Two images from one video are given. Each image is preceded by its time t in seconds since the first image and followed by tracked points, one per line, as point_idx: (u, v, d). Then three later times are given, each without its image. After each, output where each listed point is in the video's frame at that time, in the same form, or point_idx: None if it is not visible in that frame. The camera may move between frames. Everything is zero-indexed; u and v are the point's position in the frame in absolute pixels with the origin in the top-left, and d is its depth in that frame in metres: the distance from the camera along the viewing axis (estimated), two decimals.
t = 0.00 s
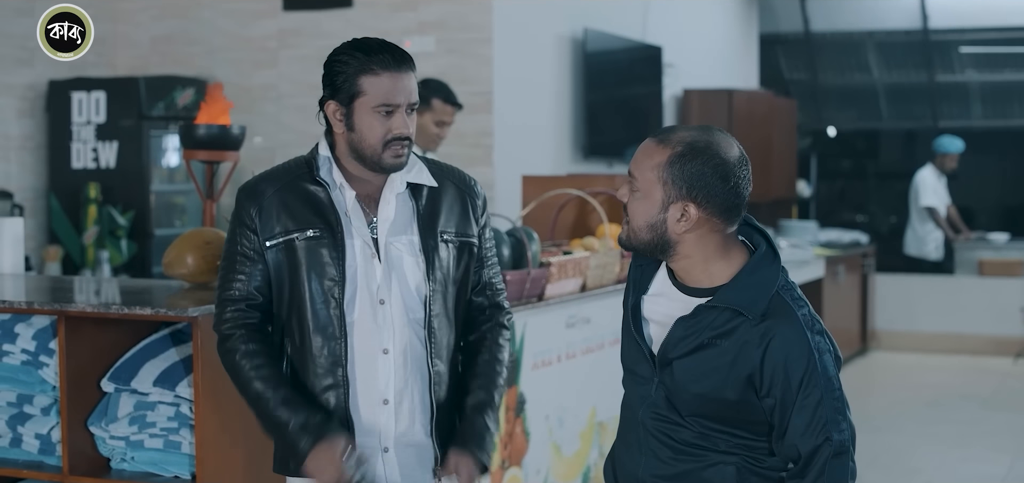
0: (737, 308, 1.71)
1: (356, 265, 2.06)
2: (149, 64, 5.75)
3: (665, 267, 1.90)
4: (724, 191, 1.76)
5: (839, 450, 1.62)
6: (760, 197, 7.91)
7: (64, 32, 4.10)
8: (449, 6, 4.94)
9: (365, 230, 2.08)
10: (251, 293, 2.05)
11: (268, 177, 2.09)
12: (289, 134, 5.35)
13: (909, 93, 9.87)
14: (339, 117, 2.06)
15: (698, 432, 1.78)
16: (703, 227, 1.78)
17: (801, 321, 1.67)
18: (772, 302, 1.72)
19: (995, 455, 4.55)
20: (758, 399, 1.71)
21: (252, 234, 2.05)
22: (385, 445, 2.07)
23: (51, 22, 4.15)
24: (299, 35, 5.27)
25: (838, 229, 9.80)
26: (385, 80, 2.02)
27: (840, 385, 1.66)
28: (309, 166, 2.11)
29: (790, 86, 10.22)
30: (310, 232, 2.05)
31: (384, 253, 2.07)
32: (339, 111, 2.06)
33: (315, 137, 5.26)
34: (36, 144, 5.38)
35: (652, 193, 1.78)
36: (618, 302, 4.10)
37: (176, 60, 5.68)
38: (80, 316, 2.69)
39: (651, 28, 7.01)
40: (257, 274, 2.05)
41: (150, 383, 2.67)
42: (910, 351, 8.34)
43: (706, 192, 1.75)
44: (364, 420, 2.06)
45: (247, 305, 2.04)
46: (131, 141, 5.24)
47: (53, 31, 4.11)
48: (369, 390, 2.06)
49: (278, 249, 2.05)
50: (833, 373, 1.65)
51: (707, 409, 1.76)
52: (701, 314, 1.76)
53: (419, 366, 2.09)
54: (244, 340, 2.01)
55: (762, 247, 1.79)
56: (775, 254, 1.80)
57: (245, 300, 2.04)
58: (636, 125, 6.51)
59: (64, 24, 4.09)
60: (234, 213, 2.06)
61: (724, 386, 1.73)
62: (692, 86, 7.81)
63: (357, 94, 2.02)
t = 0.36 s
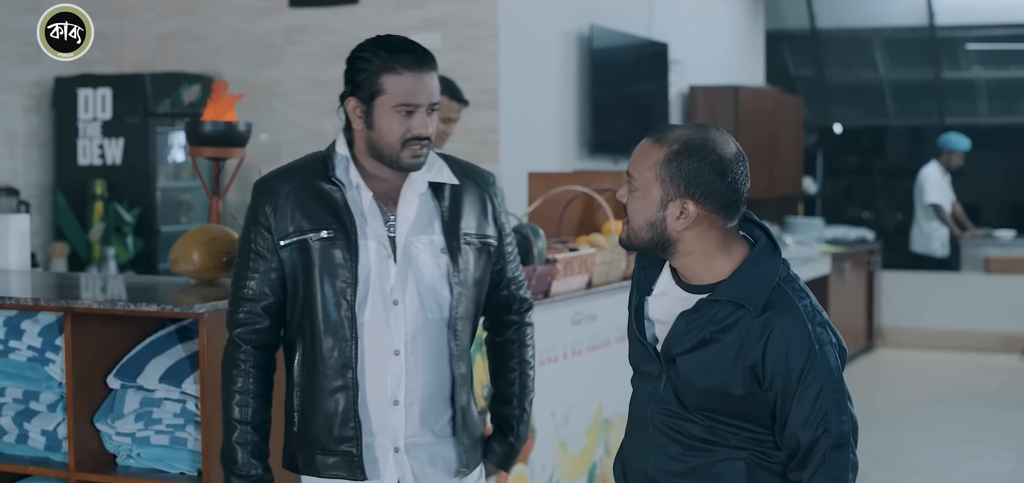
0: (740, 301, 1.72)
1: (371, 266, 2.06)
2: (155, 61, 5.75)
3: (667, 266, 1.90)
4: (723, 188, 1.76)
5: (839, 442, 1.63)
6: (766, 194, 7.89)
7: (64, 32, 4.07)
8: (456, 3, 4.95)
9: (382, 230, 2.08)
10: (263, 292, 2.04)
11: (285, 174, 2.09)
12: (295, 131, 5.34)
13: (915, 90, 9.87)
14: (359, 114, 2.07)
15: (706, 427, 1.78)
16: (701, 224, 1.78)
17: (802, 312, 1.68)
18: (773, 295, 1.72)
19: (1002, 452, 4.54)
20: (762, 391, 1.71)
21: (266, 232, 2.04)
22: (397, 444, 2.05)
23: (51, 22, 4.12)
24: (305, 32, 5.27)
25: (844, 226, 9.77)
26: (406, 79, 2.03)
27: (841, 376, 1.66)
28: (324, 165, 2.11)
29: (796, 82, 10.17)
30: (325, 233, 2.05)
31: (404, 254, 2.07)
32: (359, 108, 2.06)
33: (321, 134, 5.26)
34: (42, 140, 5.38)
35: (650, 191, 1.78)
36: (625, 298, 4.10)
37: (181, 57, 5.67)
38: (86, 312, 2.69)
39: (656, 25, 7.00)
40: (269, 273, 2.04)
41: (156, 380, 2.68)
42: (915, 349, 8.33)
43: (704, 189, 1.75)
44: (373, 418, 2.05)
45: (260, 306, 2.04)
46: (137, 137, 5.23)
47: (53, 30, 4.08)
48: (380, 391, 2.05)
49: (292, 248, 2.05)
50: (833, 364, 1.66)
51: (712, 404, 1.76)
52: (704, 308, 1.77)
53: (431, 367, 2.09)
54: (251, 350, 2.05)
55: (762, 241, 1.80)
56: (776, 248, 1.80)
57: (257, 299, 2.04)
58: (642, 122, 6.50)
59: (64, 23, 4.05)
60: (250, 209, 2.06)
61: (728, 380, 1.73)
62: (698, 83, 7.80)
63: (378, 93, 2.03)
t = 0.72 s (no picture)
0: (751, 285, 1.72)
1: (401, 262, 2.10)
2: (158, 57, 5.75)
3: (676, 257, 1.90)
4: (736, 174, 1.77)
5: (836, 432, 1.64)
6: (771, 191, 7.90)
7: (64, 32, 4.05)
8: None
9: (418, 226, 2.12)
10: (296, 279, 2.11)
11: (326, 162, 2.15)
12: (298, 127, 5.34)
13: (920, 86, 9.85)
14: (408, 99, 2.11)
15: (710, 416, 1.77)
16: (713, 208, 1.78)
17: (811, 300, 1.68)
18: (783, 283, 1.72)
19: (1007, 449, 4.55)
20: (767, 379, 1.71)
21: (302, 220, 2.10)
22: (420, 440, 2.08)
23: (51, 22, 4.10)
24: (310, 28, 5.27)
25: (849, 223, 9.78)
26: (455, 63, 2.08)
27: (844, 366, 1.67)
28: (365, 156, 2.15)
29: (800, 79, 10.13)
30: (359, 226, 2.09)
31: (440, 251, 2.11)
32: (407, 94, 2.11)
33: (324, 130, 5.26)
34: (46, 136, 5.38)
35: (664, 173, 1.78)
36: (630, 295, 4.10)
37: (185, 53, 5.67)
38: (91, 309, 2.69)
39: (661, 23, 7.00)
40: (304, 261, 2.11)
41: (161, 376, 2.68)
42: (920, 345, 8.34)
43: (718, 172, 1.76)
44: (393, 414, 2.09)
45: (292, 292, 2.11)
46: (141, 133, 5.24)
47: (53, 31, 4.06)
48: (402, 389, 2.09)
49: (326, 237, 2.10)
50: (837, 353, 1.67)
51: (717, 391, 1.75)
52: (715, 293, 1.77)
53: (454, 369, 2.11)
54: (282, 335, 2.12)
55: (773, 231, 1.81)
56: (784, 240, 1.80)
57: (289, 286, 2.11)
58: (647, 118, 6.52)
59: (64, 23, 4.03)
60: (291, 196, 2.12)
61: (735, 367, 1.73)
62: (702, 79, 7.80)
63: (427, 75, 2.08)
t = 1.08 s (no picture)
0: (747, 269, 1.73)
1: (423, 256, 2.02)
2: (150, 55, 5.75)
3: (670, 247, 1.91)
4: (737, 159, 1.78)
5: (822, 420, 1.64)
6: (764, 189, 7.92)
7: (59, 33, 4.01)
8: None
9: (440, 221, 2.04)
10: (317, 271, 2.01)
11: (348, 155, 2.05)
12: (290, 124, 5.33)
13: (911, 83, 9.87)
14: (436, 94, 2.02)
15: (700, 405, 1.77)
16: (713, 192, 1.78)
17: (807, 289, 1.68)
18: (780, 271, 1.73)
19: (998, 445, 4.55)
20: (757, 366, 1.71)
21: (324, 214, 2.00)
22: (436, 434, 2.00)
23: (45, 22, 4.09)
24: (302, 25, 5.27)
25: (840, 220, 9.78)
26: (485, 57, 1.99)
27: (834, 357, 1.67)
28: (388, 150, 2.06)
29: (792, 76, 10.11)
30: (381, 218, 2.00)
31: (462, 249, 2.02)
32: (436, 89, 2.02)
33: (316, 127, 5.26)
34: (38, 134, 5.38)
35: (665, 155, 1.79)
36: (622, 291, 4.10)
37: (178, 50, 5.69)
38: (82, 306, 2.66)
39: (652, 20, 7.00)
40: (325, 254, 2.01)
41: (152, 373, 2.64)
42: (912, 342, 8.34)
43: (720, 157, 1.77)
44: (413, 408, 2.01)
45: (312, 286, 2.01)
46: (132, 131, 5.24)
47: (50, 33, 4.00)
48: (421, 381, 2.00)
49: (347, 230, 2.01)
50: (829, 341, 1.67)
51: (710, 379, 1.75)
52: (711, 279, 1.77)
53: (474, 363, 2.02)
54: (303, 327, 2.01)
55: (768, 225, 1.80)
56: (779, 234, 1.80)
57: (310, 278, 2.01)
58: (638, 115, 6.53)
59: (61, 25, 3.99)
60: (311, 188, 2.02)
61: (729, 354, 1.72)
62: (694, 76, 7.80)
63: (456, 71, 1.99)
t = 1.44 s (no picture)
0: (741, 259, 1.72)
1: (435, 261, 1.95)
2: (140, 53, 5.76)
3: (662, 242, 1.89)
4: (732, 152, 1.78)
5: (809, 412, 1.64)
6: (754, 187, 7.92)
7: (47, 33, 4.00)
8: None
9: (452, 224, 1.98)
10: (327, 269, 1.92)
11: (360, 153, 1.97)
12: (280, 123, 5.34)
13: (901, 82, 9.90)
14: (452, 103, 1.93)
15: (688, 398, 1.74)
16: (708, 183, 1.78)
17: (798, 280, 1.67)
18: (772, 262, 1.71)
19: (986, 443, 4.55)
20: (745, 356, 1.70)
21: (336, 212, 1.92)
22: (440, 436, 1.93)
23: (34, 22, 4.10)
24: (292, 23, 5.27)
25: (830, 217, 9.75)
26: (505, 68, 1.90)
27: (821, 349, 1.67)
28: (402, 148, 1.99)
29: (782, 73, 10.32)
30: (395, 220, 1.94)
31: (473, 254, 1.96)
32: (453, 97, 1.93)
33: (306, 126, 5.26)
34: (28, 132, 5.40)
35: (662, 145, 1.78)
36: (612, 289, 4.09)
37: (168, 49, 5.69)
38: (72, 305, 2.63)
39: (643, 18, 7.00)
40: (334, 253, 1.92)
41: (142, 372, 2.61)
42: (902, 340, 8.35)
43: (716, 148, 1.77)
44: (418, 412, 1.95)
45: (322, 286, 1.92)
46: (122, 130, 5.23)
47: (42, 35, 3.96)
48: (427, 384, 1.94)
49: (359, 232, 1.93)
50: (817, 332, 1.66)
51: (699, 372, 1.73)
52: (703, 270, 1.75)
53: (480, 365, 1.96)
54: (311, 326, 1.92)
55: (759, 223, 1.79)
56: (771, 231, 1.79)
57: (319, 277, 1.92)
58: (628, 112, 6.53)
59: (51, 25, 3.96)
60: (322, 185, 1.94)
61: (720, 346, 1.71)
62: (685, 73, 7.83)
63: (474, 82, 1.90)
